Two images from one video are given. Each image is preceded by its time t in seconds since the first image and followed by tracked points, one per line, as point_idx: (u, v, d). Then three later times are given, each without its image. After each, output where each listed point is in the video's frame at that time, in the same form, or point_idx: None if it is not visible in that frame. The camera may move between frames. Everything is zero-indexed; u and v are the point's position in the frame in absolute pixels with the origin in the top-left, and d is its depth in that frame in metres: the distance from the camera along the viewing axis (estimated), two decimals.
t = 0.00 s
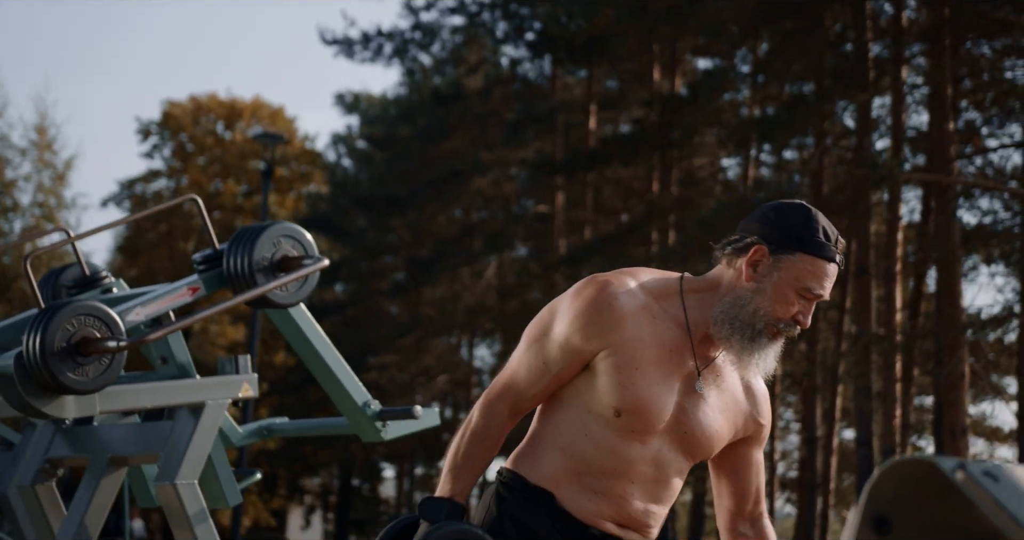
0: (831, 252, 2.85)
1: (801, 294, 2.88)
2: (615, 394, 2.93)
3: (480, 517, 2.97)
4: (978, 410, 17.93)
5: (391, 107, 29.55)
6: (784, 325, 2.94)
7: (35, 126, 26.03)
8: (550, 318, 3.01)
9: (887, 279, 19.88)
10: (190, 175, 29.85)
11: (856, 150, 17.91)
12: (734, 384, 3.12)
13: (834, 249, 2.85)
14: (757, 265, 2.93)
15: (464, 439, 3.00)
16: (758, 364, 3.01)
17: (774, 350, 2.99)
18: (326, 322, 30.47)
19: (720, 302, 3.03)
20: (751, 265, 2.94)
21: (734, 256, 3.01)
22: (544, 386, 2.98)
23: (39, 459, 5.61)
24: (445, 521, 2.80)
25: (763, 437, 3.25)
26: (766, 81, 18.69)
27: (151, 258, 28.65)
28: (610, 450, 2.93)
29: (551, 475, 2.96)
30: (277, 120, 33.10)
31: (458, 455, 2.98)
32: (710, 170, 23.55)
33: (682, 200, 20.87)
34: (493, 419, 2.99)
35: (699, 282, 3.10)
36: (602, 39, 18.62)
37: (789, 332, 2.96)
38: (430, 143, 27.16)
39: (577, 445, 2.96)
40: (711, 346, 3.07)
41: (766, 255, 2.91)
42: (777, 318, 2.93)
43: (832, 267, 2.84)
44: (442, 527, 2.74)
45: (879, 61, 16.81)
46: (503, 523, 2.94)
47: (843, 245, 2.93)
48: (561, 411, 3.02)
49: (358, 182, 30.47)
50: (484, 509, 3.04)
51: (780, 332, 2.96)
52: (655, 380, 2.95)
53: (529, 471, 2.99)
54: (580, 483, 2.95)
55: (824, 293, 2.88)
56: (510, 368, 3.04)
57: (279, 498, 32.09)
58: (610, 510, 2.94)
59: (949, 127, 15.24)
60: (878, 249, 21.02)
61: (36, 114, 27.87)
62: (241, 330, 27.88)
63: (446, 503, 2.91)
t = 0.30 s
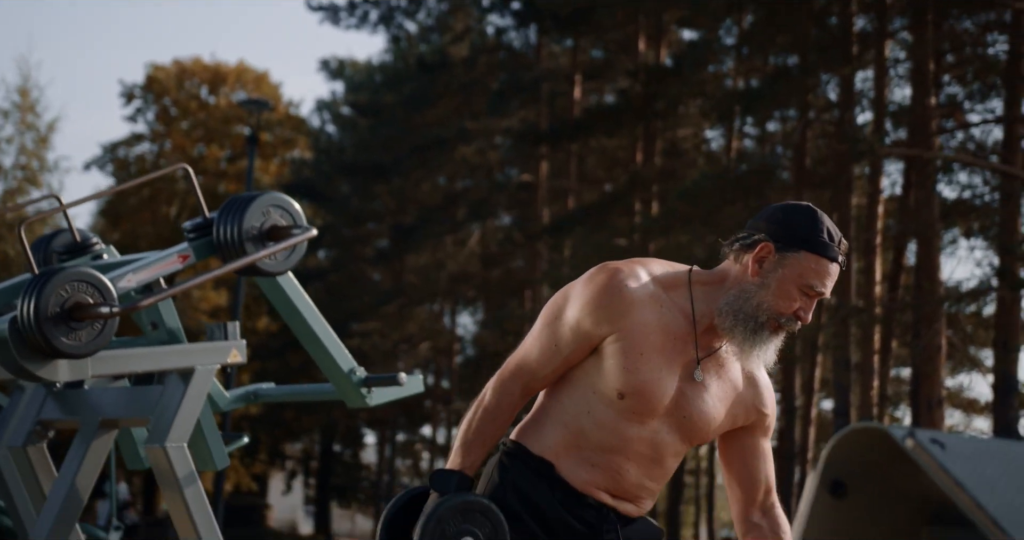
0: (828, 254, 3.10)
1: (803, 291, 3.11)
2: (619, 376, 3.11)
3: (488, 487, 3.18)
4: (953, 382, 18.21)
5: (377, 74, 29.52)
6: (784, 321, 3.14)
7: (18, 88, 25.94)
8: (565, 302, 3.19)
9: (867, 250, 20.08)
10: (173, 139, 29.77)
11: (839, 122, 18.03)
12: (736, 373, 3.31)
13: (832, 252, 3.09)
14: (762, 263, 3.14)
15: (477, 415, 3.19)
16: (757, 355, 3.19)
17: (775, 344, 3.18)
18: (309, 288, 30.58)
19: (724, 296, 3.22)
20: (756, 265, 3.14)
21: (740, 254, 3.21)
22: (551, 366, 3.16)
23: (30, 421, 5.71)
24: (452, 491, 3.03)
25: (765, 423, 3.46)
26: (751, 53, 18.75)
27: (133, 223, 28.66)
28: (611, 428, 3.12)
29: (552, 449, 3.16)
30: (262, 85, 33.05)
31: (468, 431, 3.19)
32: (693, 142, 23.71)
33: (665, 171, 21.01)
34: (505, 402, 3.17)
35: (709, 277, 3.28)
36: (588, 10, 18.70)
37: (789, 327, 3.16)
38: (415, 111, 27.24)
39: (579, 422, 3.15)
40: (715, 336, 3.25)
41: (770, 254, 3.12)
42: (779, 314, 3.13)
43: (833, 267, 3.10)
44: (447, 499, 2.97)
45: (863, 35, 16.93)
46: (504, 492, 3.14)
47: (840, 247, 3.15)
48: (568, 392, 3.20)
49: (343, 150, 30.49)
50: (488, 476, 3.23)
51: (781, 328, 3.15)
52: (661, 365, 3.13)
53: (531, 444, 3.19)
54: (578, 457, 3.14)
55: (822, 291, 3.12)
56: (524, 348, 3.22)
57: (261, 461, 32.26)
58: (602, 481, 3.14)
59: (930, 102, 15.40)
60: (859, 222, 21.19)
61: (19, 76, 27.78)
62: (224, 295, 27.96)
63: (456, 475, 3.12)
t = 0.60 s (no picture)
0: (823, 251, 2.89)
1: (801, 286, 2.96)
2: (618, 360, 3.09)
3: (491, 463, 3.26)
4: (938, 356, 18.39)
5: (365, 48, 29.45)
6: (781, 314, 3.03)
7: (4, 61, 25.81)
8: (571, 286, 3.16)
9: (853, 225, 20.21)
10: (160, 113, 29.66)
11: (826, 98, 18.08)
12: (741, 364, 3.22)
13: (828, 248, 2.89)
14: (761, 257, 3.00)
15: (484, 396, 3.22)
16: (757, 347, 3.09)
17: (776, 336, 3.07)
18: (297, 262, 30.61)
19: (725, 287, 3.12)
20: (753, 259, 3.01)
21: (741, 246, 3.06)
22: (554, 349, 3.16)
23: (28, 394, 5.80)
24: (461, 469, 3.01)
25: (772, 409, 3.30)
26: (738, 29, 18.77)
27: (121, 197, 28.62)
28: (611, 409, 3.13)
29: (552, 427, 3.20)
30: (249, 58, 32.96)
31: (475, 411, 3.23)
32: (680, 117, 23.78)
33: (653, 147, 21.07)
34: (509, 385, 3.19)
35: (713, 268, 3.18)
36: None
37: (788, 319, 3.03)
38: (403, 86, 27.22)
39: (581, 402, 3.17)
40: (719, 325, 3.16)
41: (768, 249, 2.98)
42: (777, 308, 3.02)
43: (830, 263, 2.89)
44: (459, 476, 2.94)
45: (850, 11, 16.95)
46: (507, 467, 3.18)
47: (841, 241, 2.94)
48: (571, 374, 3.20)
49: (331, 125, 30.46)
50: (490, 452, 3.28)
51: (779, 321, 3.04)
52: (659, 352, 3.09)
53: (533, 423, 3.23)
54: (577, 433, 3.18)
55: (821, 286, 2.95)
56: (530, 330, 3.22)
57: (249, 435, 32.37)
58: (600, 457, 3.16)
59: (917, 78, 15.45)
60: (846, 197, 21.31)
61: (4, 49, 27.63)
62: (212, 270, 27.97)
63: (463, 453, 3.16)
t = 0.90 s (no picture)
0: (828, 244, 2.82)
1: (805, 273, 2.91)
2: (622, 339, 3.21)
3: (503, 430, 3.33)
4: (928, 317, 18.55)
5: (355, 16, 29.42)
6: (787, 301, 3.01)
7: None
8: (586, 265, 3.27)
9: (845, 189, 20.30)
10: (150, 82, 29.57)
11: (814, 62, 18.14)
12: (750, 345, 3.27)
13: (834, 240, 2.81)
14: (767, 245, 2.97)
15: (498, 367, 3.29)
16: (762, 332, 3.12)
17: (782, 320, 3.08)
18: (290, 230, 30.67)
19: (731, 272, 3.19)
20: (760, 246, 3.01)
21: (749, 233, 3.06)
22: (565, 325, 3.28)
23: (34, 364, 5.93)
24: (479, 438, 3.12)
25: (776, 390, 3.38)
26: None
27: (112, 166, 28.64)
28: (615, 383, 3.26)
29: (557, 397, 3.33)
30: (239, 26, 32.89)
31: (489, 381, 3.28)
32: (671, 82, 23.85)
33: (644, 112, 21.13)
34: (520, 359, 3.27)
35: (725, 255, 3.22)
36: None
37: (794, 306, 3.01)
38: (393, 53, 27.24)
39: (587, 376, 3.29)
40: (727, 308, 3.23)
41: (775, 237, 2.93)
42: (782, 295, 3.01)
43: (834, 252, 2.82)
44: (475, 445, 3.04)
45: None
46: (514, 434, 3.30)
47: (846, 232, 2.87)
48: (581, 347, 3.32)
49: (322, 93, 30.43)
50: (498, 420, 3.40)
51: (784, 308, 3.04)
52: (662, 332, 3.20)
53: (540, 393, 3.36)
54: (583, 404, 3.30)
55: (827, 274, 2.89)
56: (542, 306, 3.33)
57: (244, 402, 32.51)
58: (603, 427, 3.28)
59: (905, 42, 15.52)
60: (836, 161, 21.40)
61: None
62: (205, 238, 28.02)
63: (479, 421, 3.22)
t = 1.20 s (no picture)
0: (845, 254, 2.71)
1: (820, 281, 2.82)
2: (637, 336, 3.26)
3: (517, 418, 3.37)
4: (931, 301, 18.66)
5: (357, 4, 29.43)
6: (802, 307, 2.92)
7: None
8: (605, 263, 3.30)
9: (849, 174, 20.34)
10: (154, 71, 29.53)
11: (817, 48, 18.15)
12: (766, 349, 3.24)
13: (850, 251, 2.71)
14: (783, 252, 2.88)
15: (517, 355, 3.32)
16: (778, 339, 3.05)
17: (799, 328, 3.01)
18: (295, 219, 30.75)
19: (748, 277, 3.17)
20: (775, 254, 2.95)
21: (766, 238, 3.01)
22: (582, 320, 3.31)
23: (50, 354, 6.03)
24: (496, 425, 3.12)
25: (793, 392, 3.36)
26: None
27: (117, 156, 28.73)
28: (628, 377, 3.31)
29: (571, 387, 3.37)
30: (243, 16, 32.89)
31: (508, 369, 3.31)
32: (674, 69, 23.92)
33: (647, 98, 21.16)
34: (534, 352, 3.30)
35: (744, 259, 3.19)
36: None
37: (809, 314, 2.93)
38: (396, 41, 27.30)
39: (602, 369, 3.34)
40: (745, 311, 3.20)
41: (788, 244, 2.85)
42: (796, 302, 2.93)
43: (849, 261, 2.71)
44: (493, 431, 3.03)
45: None
46: (528, 422, 3.34)
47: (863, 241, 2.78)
48: (597, 341, 3.36)
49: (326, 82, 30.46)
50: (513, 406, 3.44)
51: (799, 316, 2.98)
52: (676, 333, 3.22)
53: (554, 383, 3.40)
54: (595, 395, 3.35)
55: (841, 283, 2.79)
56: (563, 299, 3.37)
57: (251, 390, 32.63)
58: (613, 418, 3.34)
59: (906, 26, 15.59)
60: (839, 147, 21.46)
61: None
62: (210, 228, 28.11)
63: (497, 408, 3.22)
